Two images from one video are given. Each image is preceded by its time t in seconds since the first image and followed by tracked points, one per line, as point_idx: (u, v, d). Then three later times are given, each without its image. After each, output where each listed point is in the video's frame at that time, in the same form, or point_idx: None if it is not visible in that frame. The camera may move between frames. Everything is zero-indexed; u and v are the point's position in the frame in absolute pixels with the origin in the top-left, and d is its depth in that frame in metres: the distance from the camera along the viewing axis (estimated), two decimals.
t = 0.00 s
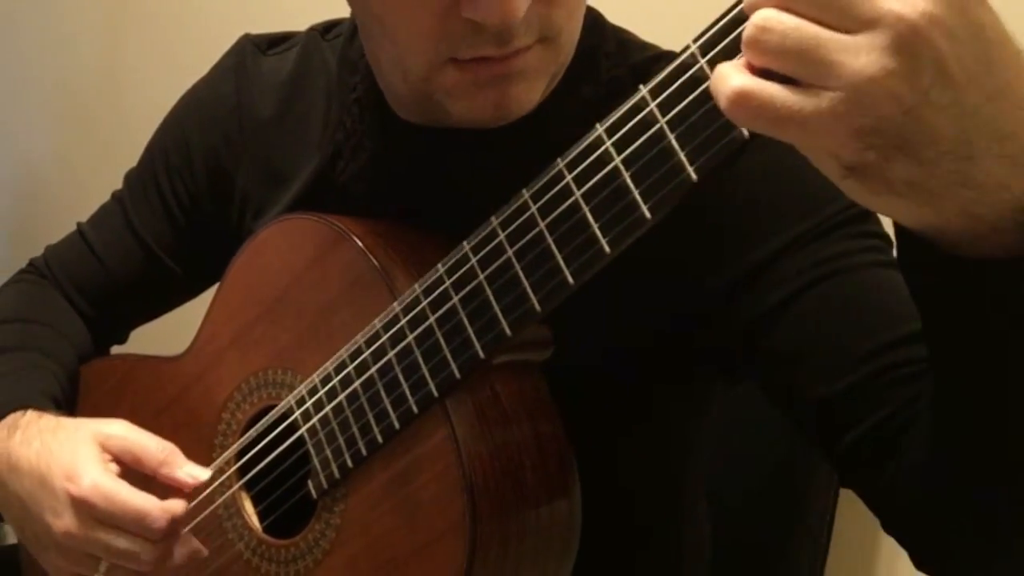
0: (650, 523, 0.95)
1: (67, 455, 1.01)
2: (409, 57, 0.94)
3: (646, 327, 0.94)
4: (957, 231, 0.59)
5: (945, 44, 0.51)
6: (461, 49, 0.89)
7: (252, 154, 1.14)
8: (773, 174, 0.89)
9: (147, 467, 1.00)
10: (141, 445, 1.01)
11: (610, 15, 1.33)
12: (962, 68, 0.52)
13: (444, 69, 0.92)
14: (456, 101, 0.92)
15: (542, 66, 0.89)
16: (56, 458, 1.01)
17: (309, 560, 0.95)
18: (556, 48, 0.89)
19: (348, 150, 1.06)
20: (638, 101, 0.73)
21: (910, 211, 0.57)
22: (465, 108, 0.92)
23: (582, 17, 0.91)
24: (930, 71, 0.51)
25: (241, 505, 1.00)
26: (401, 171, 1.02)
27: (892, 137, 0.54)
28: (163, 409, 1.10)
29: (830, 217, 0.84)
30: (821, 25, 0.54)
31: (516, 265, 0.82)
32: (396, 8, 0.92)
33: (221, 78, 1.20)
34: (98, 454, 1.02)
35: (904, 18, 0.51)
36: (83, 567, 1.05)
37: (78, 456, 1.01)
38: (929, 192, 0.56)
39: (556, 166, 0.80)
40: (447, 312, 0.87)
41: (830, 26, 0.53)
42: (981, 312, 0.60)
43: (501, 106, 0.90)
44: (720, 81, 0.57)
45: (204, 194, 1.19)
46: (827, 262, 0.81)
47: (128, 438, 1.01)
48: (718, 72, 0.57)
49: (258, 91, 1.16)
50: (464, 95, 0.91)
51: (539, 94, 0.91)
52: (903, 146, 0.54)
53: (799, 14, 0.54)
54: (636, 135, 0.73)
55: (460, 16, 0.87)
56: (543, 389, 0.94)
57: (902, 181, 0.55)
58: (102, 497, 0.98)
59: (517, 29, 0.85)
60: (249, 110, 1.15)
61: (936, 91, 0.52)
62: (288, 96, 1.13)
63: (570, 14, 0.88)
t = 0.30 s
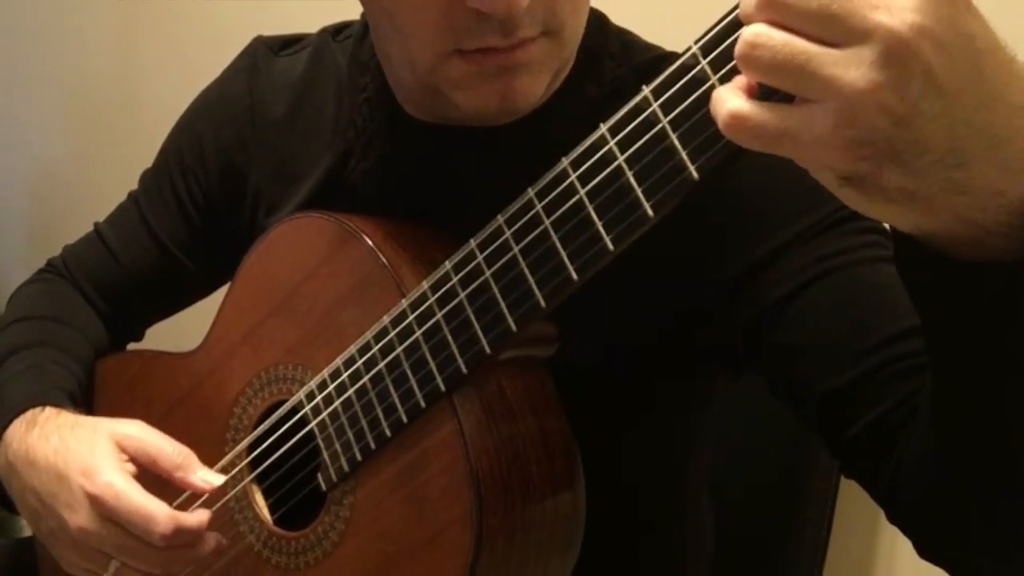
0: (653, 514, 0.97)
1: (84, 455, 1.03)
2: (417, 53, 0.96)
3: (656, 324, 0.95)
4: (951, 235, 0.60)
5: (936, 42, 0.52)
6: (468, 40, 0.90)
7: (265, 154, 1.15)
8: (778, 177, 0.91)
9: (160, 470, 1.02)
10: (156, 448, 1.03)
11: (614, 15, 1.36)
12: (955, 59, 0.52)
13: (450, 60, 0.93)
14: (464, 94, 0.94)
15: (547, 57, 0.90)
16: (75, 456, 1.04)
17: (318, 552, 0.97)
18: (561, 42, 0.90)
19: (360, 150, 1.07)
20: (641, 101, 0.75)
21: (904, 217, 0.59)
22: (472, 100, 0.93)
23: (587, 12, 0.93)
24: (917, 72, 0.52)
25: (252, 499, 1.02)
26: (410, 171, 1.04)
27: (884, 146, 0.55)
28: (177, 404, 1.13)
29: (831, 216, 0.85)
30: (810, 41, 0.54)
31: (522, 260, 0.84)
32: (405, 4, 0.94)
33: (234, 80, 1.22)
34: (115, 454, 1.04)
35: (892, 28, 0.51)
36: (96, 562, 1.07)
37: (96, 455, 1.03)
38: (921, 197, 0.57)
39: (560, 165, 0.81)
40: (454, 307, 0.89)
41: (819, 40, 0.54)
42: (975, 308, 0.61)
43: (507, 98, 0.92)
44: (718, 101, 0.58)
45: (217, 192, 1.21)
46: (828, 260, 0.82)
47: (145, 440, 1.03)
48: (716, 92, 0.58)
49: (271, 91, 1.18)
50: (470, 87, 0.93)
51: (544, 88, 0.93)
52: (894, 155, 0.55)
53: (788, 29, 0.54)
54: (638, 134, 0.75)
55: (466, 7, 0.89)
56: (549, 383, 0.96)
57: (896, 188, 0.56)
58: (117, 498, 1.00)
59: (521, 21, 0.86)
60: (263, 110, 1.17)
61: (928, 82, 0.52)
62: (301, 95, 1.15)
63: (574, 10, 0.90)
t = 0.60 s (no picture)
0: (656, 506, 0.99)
1: (98, 446, 1.05)
2: (426, 56, 0.97)
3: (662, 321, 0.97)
4: (943, 239, 0.61)
5: (931, 49, 0.53)
6: (475, 45, 0.92)
7: (277, 153, 1.17)
8: (781, 179, 0.92)
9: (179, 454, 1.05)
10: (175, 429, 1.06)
11: (616, 15, 1.38)
12: (949, 65, 0.53)
13: (458, 63, 0.95)
14: (473, 97, 0.95)
15: (554, 61, 0.92)
16: (88, 448, 1.06)
17: (328, 545, 0.99)
18: (568, 46, 0.92)
19: (370, 149, 1.09)
20: (645, 103, 0.77)
21: (897, 224, 0.60)
22: (482, 102, 0.95)
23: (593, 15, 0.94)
24: (913, 79, 0.53)
25: (263, 492, 1.04)
26: (418, 170, 1.06)
27: (879, 155, 0.56)
28: (189, 399, 1.15)
29: (830, 215, 0.86)
30: (810, 49, 0.55)
31: (528, 259, 0.86)
32: (413, 8, 0.96)
33: (247, 80, 1.24)
34: (129, 442, 1.06)
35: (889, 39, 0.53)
36: (108, 552, 1.09)
37: (110, 446, 1.05)
38: (911, 206, 0.58)
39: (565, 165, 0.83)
40: (462, 305, 0.91)
41: (820, 47, 0.55)
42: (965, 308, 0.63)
43: (514, 100, 0.93)
44: (721, 103, 0.60)
45: (230, 190, 1.23)
46: (829, 259, 0.84)
47: (161, 423, 1.06)
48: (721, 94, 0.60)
49: (282, 92, 1.20)
50: (478, 90, 0.94)
51: (551, 90, 0.94)
52: (888, 165, 0.56)
53: (789, 36, 0.56)
54: (642, 135, 0.76)
55: (473, 13, 0.90)
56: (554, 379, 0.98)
57: (890, 197, 0.58)
58: (132, 487, 1.02)
59: (527, 26, 0.88)
60: (274, 110, 1.19)
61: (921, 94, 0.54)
62: (312, 95, 1.17)
63: (580, 14, 0.91)
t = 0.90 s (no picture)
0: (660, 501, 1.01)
1: (110, 436, 1.07)
2: (433, 58, 0.99)
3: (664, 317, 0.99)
4: (912, 255, 0.63)
5: (921, 56, 0.54)
6: (480, 49, 0.93)
7: (287, 153, 1.19)
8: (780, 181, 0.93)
9: (180, 457, 1.04)
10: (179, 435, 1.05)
11: (621, 17, 1.40)
12: (939, 71, 0.55)
13: (464, 66, 0.96)
14: (479, 99, 0.97)
15: (558, 64, 0.93)
16: (100, 438, 1.07)
17: (337, 537, 1.01)
18: (571, 49, 0.93)
19: (378, 150, 1.11)
20: (647, 104, 0.78)
21: (858, 229, 0.62)
22: (488, 104, 0.96)
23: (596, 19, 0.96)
24: (904, 85, 0.54)
25: (273, 486, 1.06)
26: (426, 170, 1.07)
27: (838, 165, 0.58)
28: (200, 393, 1.16)
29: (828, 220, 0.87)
30: (791, 52, 0.56)
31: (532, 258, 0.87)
32: (420, 12, 0.97)
33: (258, 81, 1.26)
34: (137, 436, 1.07)
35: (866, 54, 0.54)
36: (120, 539, 1.10)
37: (120, 436, 1.07)
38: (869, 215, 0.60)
39: (568, 166, 0.84)
40: (468, 303, 0.92)
41: (800, 54, 0.56)
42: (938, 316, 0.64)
43: (519, 103, 0.95)
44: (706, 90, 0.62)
45: (240, 189, 1.25)
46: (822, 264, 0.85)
47: (166, 424, 1.06)
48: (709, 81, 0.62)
49: (292, 93, 1.22)
50: (483, 92, 0.96)
51: (556, 92, 0.96)
52: (847, 175, 0.58)
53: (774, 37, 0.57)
54: (644, 136, 0.78)
55: (478, 17, 0.92)
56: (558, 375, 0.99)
57: (845, 204, 0.60)
58: (141, 474, 1.03)
59: (530, 31, 0.90)
60: (284, 110, 1.21)
61: (914, 96, 0.55)
62: (321, 96, 1.19)
63: (584, 18, 0.93)
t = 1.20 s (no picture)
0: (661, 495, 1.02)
1: (120, 416, 1.09)
2: (440, 57, 1.01)
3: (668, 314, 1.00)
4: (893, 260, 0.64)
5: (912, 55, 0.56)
6: (486, 48, 0.95)
7: (298, 153, 1.21)
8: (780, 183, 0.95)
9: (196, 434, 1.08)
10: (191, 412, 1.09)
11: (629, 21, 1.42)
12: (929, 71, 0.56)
13: (471, 66, 0.98)
14: (485, 98, 0.99)
15: (562, 65, 0.95)
16: (110, 419, 1.09)
17: (347, 530, 1.03)
18: (576, 50, 0.95)
19: (387, 150, 1.13)
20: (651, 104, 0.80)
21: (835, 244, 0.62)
22: (494, 103, 0.98)
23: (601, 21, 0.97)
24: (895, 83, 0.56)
25: (284, 479, 1.08)
26: (434, 170, 1.09)
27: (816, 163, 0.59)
28: (214, 387, 1.19)
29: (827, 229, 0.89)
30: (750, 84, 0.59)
31: (536, 254, 0.88)
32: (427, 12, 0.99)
33: (270, 82, 1.28)
34: (149, 417, 1.10)
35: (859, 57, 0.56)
36: (128, 519, 1.12)
37: (131, 417, 1.09)
38: (839, 221, 0.61)
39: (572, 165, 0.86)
40: (474, 298, 0.94)
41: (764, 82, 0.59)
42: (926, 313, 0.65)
43: (524, 102, 0.97)
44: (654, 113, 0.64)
45: (252, 187, 1.27)
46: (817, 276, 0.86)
47: (181, 406, 1.09)
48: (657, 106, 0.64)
49: (304, 94, 1.24)
50: (489, 91, 0.98)
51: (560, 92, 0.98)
52: (820, 170, 0.59)
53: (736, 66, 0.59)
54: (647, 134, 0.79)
55: (484, 16, 0.94)
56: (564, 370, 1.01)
57: (809, 216, 0.61)
58: (152, 454, 1.06)
59: (535, 31, 0.91)
60: (296, 111, 1.23)
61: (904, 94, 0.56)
62: (331, 98, 1.21)
63: (590, 19, 0.94)
